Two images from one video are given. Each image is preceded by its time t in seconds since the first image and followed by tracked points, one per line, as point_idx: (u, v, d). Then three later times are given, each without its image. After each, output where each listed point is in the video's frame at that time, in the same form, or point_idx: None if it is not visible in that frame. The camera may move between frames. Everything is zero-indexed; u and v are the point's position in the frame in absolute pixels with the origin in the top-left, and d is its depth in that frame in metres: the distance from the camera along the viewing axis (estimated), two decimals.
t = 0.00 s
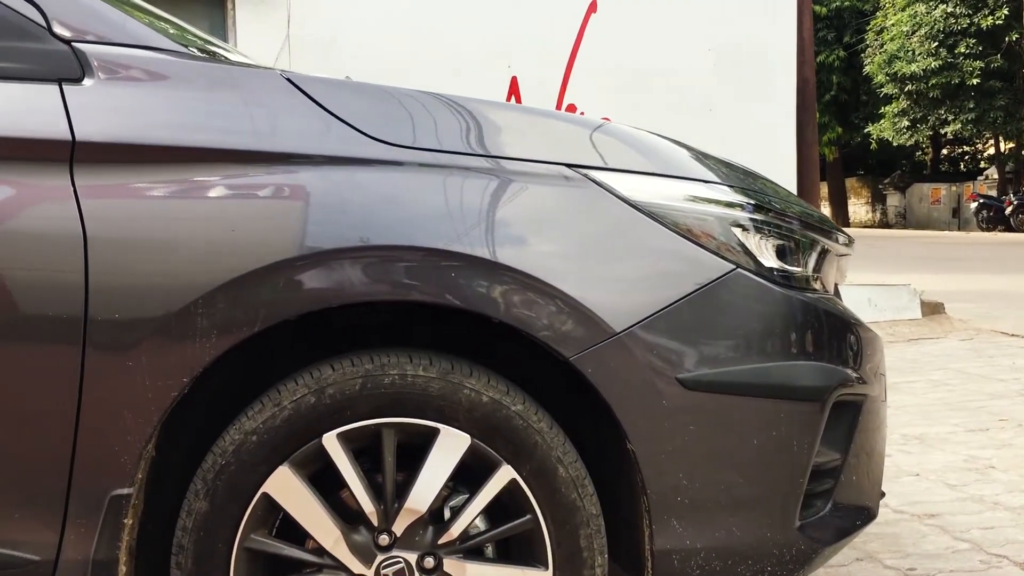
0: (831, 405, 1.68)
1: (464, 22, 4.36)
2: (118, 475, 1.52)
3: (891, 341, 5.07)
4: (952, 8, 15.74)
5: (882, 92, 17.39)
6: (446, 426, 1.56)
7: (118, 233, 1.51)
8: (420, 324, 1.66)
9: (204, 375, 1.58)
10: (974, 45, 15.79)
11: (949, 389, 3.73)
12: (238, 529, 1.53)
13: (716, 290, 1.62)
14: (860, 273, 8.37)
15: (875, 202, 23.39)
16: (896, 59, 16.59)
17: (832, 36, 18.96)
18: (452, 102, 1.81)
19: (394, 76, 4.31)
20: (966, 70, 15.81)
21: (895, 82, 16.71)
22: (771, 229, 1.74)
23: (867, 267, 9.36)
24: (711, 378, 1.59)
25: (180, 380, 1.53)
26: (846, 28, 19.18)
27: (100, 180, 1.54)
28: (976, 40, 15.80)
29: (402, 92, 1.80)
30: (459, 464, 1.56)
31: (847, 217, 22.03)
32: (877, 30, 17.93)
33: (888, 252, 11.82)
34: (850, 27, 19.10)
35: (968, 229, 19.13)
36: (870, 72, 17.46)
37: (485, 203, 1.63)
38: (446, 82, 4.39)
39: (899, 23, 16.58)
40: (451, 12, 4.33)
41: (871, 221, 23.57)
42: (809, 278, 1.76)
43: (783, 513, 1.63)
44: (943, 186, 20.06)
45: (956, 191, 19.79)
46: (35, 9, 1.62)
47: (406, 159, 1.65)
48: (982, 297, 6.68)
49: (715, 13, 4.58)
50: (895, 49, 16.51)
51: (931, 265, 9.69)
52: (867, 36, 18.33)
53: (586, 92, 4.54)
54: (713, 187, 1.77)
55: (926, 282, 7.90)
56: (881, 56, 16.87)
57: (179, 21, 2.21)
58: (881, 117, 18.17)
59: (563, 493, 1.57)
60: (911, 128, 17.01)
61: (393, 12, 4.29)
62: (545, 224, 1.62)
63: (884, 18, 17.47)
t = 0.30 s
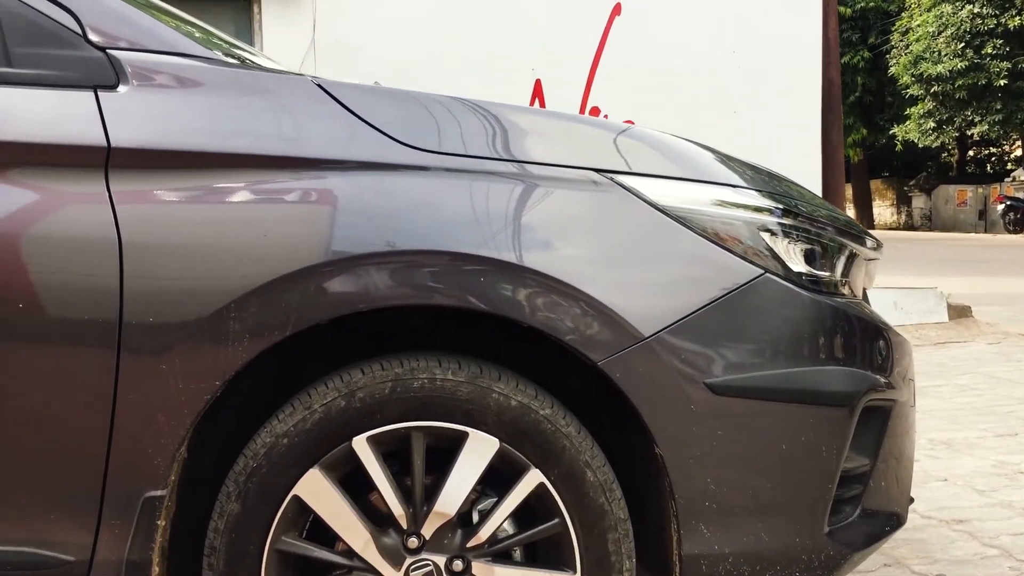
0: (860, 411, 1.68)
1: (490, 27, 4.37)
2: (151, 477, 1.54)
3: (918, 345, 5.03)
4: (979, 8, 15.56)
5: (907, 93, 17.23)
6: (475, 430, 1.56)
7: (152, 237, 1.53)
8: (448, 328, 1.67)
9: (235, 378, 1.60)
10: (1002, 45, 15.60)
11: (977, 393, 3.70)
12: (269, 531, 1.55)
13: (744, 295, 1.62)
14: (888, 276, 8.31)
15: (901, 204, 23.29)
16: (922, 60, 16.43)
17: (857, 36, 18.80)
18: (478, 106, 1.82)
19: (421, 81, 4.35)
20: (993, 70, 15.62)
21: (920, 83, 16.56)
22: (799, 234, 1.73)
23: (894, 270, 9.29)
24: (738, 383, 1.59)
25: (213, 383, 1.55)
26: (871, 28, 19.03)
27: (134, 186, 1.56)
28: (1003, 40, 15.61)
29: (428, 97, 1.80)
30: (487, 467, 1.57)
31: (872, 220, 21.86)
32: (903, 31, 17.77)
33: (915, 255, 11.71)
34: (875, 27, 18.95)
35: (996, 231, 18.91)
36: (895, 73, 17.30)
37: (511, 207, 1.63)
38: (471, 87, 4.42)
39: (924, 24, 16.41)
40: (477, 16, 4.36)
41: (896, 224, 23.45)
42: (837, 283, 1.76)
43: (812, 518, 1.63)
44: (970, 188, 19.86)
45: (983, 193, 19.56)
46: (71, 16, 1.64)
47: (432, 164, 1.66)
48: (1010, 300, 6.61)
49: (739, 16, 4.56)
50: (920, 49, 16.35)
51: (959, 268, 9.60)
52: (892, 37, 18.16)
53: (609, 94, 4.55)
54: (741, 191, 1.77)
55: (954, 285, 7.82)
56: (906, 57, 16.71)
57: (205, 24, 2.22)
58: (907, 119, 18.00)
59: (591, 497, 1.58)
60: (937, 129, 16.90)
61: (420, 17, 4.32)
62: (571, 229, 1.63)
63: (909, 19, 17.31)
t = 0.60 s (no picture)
0: (885, 414, 1.67)
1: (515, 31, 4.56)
2: (179, 477, 1.56)
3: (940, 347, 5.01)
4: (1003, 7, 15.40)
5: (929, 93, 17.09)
6: (499, 432, 1.57)
7: (180, 240, 1.55)
8: (472, 331, 1.68)
9: (262, 380, 1.62)
10: None
11: (1000, 396, 3.68)
12: (295, 532, 1.56)
13: (768, 298, 1.62)
14: (913, 278, 8.26)
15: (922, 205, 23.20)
16: (944, 60, 16.31)
17: (879, 36, 18.69)
18: (499, 110, 1.82)
19: (448, 83, 4.52)
20: (1016, 70, 15.48)
21: (942, 82, 16.45)
22: (824, 237, 1.73)
23: (917, 271, 9.24)
24: (762, 386, 1.59)
25: (240, 384, 1.57)
26: (893, 28, 18.91)
27: (162, 189, 1.57)
28: None
29: (449, 101, 1.81)
30: (511, 469, 1.57)
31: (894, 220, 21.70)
32: (925, 30, 17.63)
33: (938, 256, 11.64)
34: (897, 27, 18.84)
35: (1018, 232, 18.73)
36: (917, 73, 17.19)
37: (532, 211, 1.63)
38: (496, 90, 4.58)
39: (947, 23, 16.28)
40: (502, 21, 4.55)
41: (918, 225, 23.30)
42: (862, 287, 1.75)
43: (836, 523, 1.62)
44: (992, 188, 19.68)
45: (1005, 193, 19.38)
46: (100, 22, 1.65)
47: (454, 168, 1.67)
48: None
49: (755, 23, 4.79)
50: (942, 49, 16.22)
51: (984, 270, 9.52)
52: (914, 36, 18.03)
53: (629, 96, 4.70)
54: (765, 195, 1.77)
55: (979, 287, 7.76)
56: (928, 57, 16.59)
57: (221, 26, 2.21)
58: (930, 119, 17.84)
59: (615, 500, 1.58)
60: (959, 129, 16.77)
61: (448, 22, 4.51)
62: (593, 232, 1.63)
63: (931, 18, 17.18)
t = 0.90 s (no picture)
0: (919, 418, 1.66)
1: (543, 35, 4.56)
2: (215, 476, 1.58)
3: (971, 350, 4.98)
4: None
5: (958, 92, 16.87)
6: (531, 434, 1.58)
7: (217, 242, 1.57)
8: (504, 333, 1.69)
9: (296, 381, 1.63)
10: None
11: None
12: (329, 531, 1.58)
13: (801, 301, 1.61)
14: (948, 280, 8.16)
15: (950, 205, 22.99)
16: (973, 60, 16.08)
17: (907, 36, 18.49)
18: (528, 112, 1.83)
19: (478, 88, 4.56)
20: None
21: (971, 82, 16.23)
22: (856, 240, 1.72)
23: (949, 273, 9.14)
24: (795, 390, 1.58)
25: (275, 385, 1.58)
26: (920, 27, 18.73)
27: (199, 193, 1.59)
28: None
29: (478, 104, 1.82)
30: (543, 470, 1.58)
31: (924, 221, 21.44)
32: (954, 29, 17.39)
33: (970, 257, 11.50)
34: (925, 26, 18.59)
35: None
36: (945, 72, 16.97)
37: (561, 213, 1.64)
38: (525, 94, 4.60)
39: (976, 22, 16.05)
40: (530, 25, 4.55)
41: (946, 225, 23.05)
42: (895, 289, 1.74)
43: (869, 527, 1.62)
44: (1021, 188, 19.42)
45: None
46: (138, 27, 1.67)
47: (483, 170, 1.67)
48: None
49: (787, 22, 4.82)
50: (971, 48, 15.99)
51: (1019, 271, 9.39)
52: (942, 35, 17.80)
53: (656, 98, 4.68)
54: (797, 197, 1.76)
55: (1015, 289, 7.65)
56: (957, 56, 16.36)
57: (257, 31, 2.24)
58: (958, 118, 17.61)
59: (647, 502, 1.58)
60: (989, 129, 16.60)
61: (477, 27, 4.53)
62: (623, 234, 1.63)
63: (959, 17, 16.95)
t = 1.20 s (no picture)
0: (948, 419, 1.65)
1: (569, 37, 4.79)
2: (245, 473, 1.60)
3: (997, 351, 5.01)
4: None
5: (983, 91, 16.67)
6: (559, 434, 1.58)
7: (247, 242, 1.58)
8: (531, 333, 1.70)
9: (325, 380, 1.65)
10: None
11: None
12: (358, 529, 1.59)
13: (829, 302, 1.61)
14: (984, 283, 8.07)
15: (974, 205, 22.87)
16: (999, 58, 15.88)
17: (931, 35, 18.31)
18: (552, 113, 1.83)
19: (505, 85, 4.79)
20: None
21: (996, 81, 16.05)
22: (885, 241, 1.72)
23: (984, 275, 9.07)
24: (823, 391, 1.58)
25: (304, 384, 1.60)
26: (945, 25, 18.52)
27: (230, 193, 1.61)
28: None
29: (503, 104, 1.82)
30: (571, 470, 1.59)
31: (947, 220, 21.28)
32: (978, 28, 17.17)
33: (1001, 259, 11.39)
34: (950, 23, 18.32)
35: None
36: (969, 71, 16.80)
37: (585, 213, 1.64)
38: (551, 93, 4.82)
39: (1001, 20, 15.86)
40: (557, 28, 4.79)
41: (971, 225, 22.89)
42: (923, 290, 1.74)
43: (898, 528, 1.61)
44: None
45: None
46: (170, 29, 1.69)
47: (508, 171, 1.68)
48: None
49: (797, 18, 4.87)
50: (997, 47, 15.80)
51: None
52: (967, 34, 17.59)
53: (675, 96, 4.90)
54: (825, 198, 1.76)
55: None
56: (982, 55, 16.15)
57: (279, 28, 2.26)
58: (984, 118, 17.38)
59: (674, 502, 1.59)
60: (1014, 129, 16.44)
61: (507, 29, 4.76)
62: (649, 235, 1.63)
63: (983, 15, 16.78)
